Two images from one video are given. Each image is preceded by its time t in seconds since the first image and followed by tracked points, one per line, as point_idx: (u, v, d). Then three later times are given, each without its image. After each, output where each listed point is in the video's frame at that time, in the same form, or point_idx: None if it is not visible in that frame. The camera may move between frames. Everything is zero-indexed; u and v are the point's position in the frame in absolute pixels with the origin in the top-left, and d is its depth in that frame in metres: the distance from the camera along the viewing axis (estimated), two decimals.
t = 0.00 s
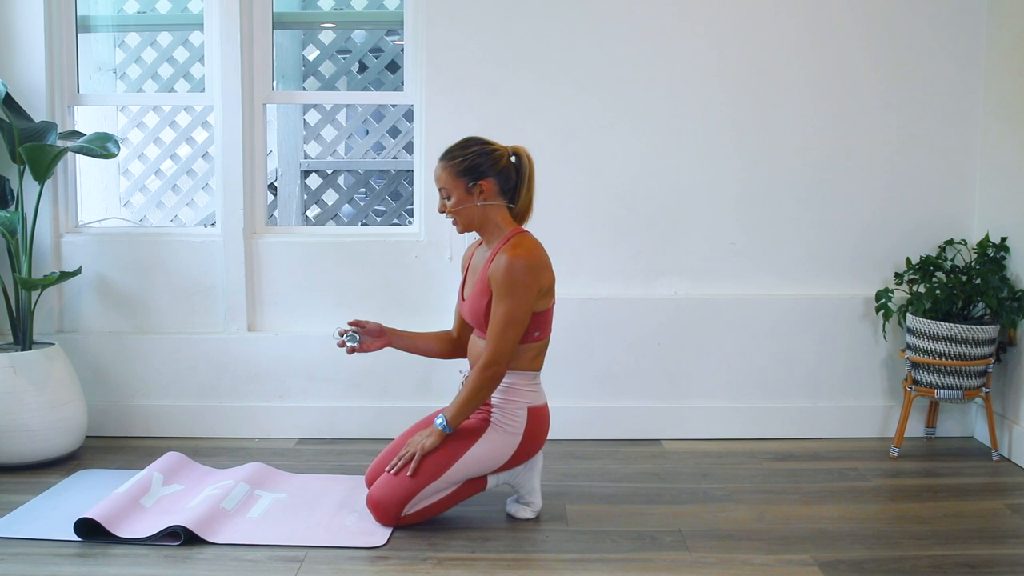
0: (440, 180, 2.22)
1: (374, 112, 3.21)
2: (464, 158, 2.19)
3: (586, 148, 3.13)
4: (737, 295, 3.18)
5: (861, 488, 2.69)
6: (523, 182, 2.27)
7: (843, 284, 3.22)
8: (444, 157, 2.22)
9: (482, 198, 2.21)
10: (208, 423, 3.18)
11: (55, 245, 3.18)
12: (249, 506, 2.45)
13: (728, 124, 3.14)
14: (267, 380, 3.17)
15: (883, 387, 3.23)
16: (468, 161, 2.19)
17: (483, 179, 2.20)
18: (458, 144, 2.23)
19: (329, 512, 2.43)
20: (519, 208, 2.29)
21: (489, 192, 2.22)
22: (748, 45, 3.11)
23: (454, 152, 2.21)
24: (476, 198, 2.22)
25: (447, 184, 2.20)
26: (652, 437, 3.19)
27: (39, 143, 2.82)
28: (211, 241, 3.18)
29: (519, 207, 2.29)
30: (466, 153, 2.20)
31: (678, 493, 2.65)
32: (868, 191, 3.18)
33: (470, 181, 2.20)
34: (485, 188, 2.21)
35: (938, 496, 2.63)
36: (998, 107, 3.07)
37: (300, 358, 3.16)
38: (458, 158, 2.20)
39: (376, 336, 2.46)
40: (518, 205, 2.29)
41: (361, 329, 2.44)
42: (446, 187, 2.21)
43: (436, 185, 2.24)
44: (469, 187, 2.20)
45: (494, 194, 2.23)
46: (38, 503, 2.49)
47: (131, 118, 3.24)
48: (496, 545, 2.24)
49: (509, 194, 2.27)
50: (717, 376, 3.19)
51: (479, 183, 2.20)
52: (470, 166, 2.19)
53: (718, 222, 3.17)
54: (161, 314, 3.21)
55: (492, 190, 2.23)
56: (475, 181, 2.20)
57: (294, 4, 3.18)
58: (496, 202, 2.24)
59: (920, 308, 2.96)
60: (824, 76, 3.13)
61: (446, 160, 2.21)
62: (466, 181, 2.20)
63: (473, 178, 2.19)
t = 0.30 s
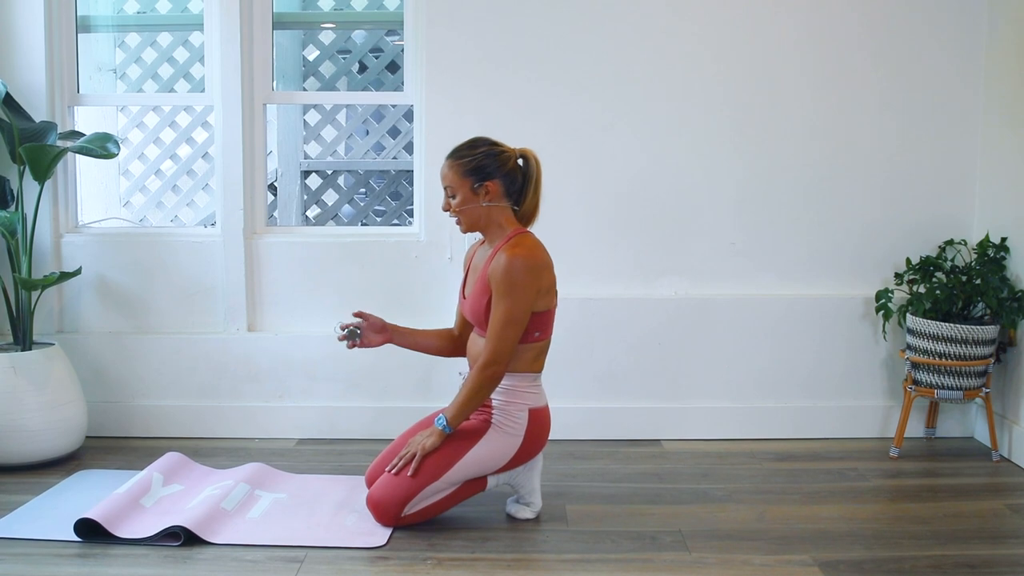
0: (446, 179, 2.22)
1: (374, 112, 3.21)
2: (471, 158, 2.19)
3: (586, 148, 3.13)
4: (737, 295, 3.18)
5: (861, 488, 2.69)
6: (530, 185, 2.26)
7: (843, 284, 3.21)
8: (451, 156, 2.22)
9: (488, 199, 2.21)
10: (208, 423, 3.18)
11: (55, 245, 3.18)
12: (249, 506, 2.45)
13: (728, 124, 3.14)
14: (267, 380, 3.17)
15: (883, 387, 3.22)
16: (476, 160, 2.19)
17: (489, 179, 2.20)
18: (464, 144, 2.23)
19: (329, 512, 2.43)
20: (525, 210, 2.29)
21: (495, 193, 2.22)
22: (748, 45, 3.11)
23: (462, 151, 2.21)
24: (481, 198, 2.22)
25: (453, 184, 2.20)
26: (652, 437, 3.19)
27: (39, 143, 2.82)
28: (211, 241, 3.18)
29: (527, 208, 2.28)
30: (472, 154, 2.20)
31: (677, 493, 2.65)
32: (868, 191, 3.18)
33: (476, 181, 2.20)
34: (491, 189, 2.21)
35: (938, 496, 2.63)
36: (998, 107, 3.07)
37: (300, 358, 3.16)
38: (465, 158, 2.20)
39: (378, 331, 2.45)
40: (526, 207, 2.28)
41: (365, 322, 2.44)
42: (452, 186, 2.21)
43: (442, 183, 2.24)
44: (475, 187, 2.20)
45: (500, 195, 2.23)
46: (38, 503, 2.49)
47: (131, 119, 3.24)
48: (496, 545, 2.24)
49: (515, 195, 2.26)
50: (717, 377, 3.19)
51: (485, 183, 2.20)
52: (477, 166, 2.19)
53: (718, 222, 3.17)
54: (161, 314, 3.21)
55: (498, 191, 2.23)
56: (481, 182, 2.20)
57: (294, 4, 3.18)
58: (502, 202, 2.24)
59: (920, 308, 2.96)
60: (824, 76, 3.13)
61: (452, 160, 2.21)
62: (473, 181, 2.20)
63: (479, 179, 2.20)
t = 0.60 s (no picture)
0: (446, 175, 2.21)
1: (374, 112, 3.21)
2: (475, 161, 2.19)
3: (586, 148, 3.13)
4: (738, 295, 3.18)
5: (861, 488, 2.69)
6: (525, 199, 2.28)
7: (843, 284, 3.21)
8: (456, 152, 2.21)
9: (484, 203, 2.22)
10: (208, 423, 3.18)
11: (55, 245, 3.18)
12: (249, 506, 2.46)
13: (728, 124, 3.14)
14: (267, 380, 3.17)
15: (883, 387, 3.22)
16: (485, 166, 2.19)
17: (492, 185, 2.21)
18: (462, 143, 2.23)
19: (329, 512, 2.43)
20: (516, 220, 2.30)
21: (493, 199, 2.23)
22: (748, 45, 3.11)
23: (469, 151, 2.20)
24: (479, 200, 2.22)
25: (454, 182, 2.20)
26: (652, 437, 3.19)
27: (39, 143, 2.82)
28: (211, 241, 3.17)
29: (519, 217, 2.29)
30: (473, 155, 2.20)
31: (678, 493, 2.65)
32: (868, 191, 3.18)
33: (477, 184, 2.20)
34: (490, 194, 2.22)
35: (938, 496, 2.63)
36: (998, 107, 3.07)
37: (300, 358, 3.16)
38: (470, 159, 2.20)
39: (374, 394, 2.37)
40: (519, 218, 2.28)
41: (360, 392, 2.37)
42: (452, 182, 2.20)
43: (439, 178, 2.22)
44: (475, 188, 2.20)
45: (497, 202, 2.23)
46: (38, 503, 2.49)
47: (131, 118, 3.24)
48: (496, 545, 2.24)
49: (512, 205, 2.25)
50: (717, 377, 3.19)
51: (486, 188, 2.21)
52: (482, 169, 2.19)
53: (718, 222, 3.17)
54: (161, 314, 3.21)
55: (498, 196, 2.23)
56: (483, 185, 2.20)
57: (294, 4, 3.18)
58: (498, 210, 2.24)
59: (920, 308, 2.96)
60: (824, 75, 3.13)
61: (452, 157, 2.20)
62: (473, 182, 2.20)
63: (480, 182, 2.20)
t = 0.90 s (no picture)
0: (413, 180, 2.16)
1: (374, 111, 3.21)
2: (442, 163, 2.19)
3: (586, 148, 3.13)
4: (738, 295, 3.18)
5: (861, 488, 2.69)
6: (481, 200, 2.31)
7: (843, 284, 3.21)
8: (416, 157, 2.19)
9: (451, 205, 2.20)
10: (208, 423, 3.17)
11: (55, 245, 3.18)
12: (249, 506, 2.45)
13: (729, 124, 3.14)
14: (267, 380, 3.17)
15: (883, 387, 3.22)
16: (451, 166, 2.20)
17: (458, 187, 2.22)
18: (422, 150, 2.22)
19: (329, 512, 2.43)
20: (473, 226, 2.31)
21: (459, 201, 2.23)
22: (747, 45, 3.11)
23: (432, 154, 2.19)
24: (445, 203, 2.20)
25: (425, 185, 2.16)
26: (652, 437, 3.19)
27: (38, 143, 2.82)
28: (212, 241, 3.17)
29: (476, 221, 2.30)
30: (437, 158, 2.20)
31: (678, 493, 2.65)
32: (868, 191, 3.18)
33: (445, 184, 2.19)
34: (456, 195, 2.22)
35: (938, 495, 2.63)
36: (997, 107, 3.07)
37: (300, 358, 3.16)
38: (436, 161, 2.19)
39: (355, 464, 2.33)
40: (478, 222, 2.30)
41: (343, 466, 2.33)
42: (423, 186, 2.16)
43: (403, 186, 2.17)
44: (445, 189, 2.19)
45: (461, 205, 2.23)
46: (38, 503, 2.49)
47: (131, 118, 3.24)
48: (496, 544, 2.24)
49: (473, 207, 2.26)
50: (717, 377, 3.19)
51: (454, 188, 2.21)
52: (451, 168, 2.20)
53: (717, 222, 3.17)
54: (161, 314, 3.21)
55: (463, 199, 2.24)
56: (452, 185, 2.20)
57: (294, 3, 3.18)
58: (462, 213, 2.23)
59: (920, 308, 2.96)
60: (824, 75, 3.13)
61: (415, 162, 2.18)
62: (441, 183, 2.18)
63: (449, 184, 2.19)
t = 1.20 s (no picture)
0: (373, 191, 2.13)
1: (374, 112, 3.21)
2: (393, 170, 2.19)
3: (586, 148, 3.13)
4: (738, 295, 3.18)
5: (861, 488, 2.69)
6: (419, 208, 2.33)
7: (843, 284, 3.21)
8: (368, 168, 2.17)
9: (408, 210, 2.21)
10: (208, 423, 3.18)
11: (55, 245, 3.18)
12: (248, 506, 2.46)
13: (729, 124, 3.14)
14: (267, 380, 3.17)
15: (883, 387, 3.22)
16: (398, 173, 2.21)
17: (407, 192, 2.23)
18: (371, 162, 2.19)
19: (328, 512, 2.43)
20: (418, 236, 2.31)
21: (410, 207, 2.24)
22: (747, 44, 3.11)
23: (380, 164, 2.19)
24: (403, 209, 2.20)
25: (385, 192, 2.14)
26: (652, 437, 3.19)
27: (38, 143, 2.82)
28: (212, 241, 3.17)
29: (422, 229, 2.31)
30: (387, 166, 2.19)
31: (678, 493, 2.65)
32: (868, 191, 3.18)
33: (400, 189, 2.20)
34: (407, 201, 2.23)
35: (938, 495, 2.63)
36: (997, 107, 3.07)
37: (300, 358, 3.16)
38: (389, 170, 2.19)
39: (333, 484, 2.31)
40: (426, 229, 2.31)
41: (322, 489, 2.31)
42: (385, 192, 2.14)
43: (366, 196, 2.13)
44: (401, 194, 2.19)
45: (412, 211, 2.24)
46: (38, 503, 2.49)
47: (131, 118, 3.24)
48: (496, 545, 2.24)
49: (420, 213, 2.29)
50: (717, 377, 3.19)
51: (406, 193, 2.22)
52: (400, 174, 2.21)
53: (717, 222, 3.17)
54: (161, 314, 3.21)
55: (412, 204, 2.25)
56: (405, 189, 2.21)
57: (294, 4, 3.18)
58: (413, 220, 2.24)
59: (920, 308, 2.96)
60: (824, 75, 3.13)
61: (367, 174, 2.15)
62: (398, 188, 2.18)
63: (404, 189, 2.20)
